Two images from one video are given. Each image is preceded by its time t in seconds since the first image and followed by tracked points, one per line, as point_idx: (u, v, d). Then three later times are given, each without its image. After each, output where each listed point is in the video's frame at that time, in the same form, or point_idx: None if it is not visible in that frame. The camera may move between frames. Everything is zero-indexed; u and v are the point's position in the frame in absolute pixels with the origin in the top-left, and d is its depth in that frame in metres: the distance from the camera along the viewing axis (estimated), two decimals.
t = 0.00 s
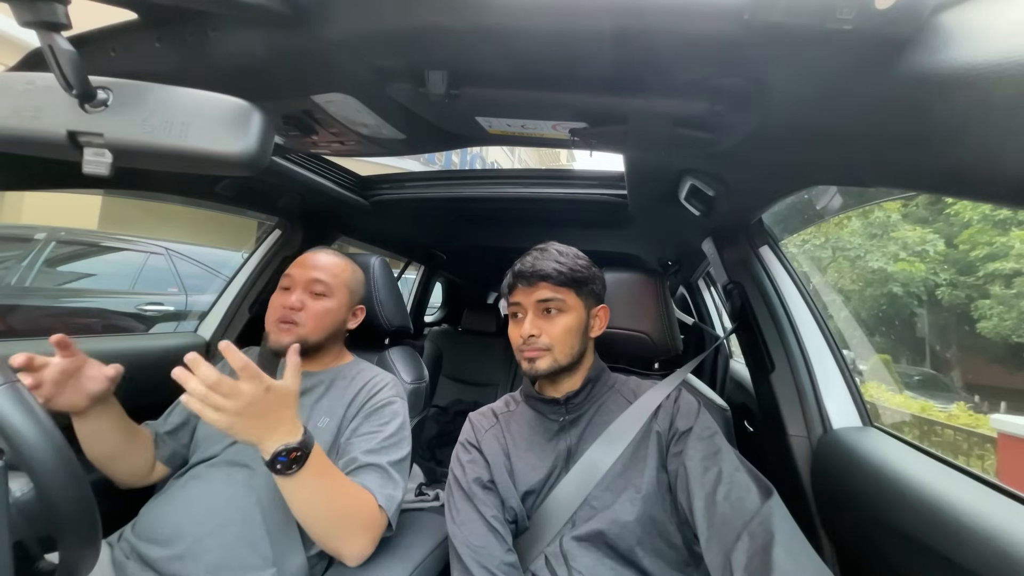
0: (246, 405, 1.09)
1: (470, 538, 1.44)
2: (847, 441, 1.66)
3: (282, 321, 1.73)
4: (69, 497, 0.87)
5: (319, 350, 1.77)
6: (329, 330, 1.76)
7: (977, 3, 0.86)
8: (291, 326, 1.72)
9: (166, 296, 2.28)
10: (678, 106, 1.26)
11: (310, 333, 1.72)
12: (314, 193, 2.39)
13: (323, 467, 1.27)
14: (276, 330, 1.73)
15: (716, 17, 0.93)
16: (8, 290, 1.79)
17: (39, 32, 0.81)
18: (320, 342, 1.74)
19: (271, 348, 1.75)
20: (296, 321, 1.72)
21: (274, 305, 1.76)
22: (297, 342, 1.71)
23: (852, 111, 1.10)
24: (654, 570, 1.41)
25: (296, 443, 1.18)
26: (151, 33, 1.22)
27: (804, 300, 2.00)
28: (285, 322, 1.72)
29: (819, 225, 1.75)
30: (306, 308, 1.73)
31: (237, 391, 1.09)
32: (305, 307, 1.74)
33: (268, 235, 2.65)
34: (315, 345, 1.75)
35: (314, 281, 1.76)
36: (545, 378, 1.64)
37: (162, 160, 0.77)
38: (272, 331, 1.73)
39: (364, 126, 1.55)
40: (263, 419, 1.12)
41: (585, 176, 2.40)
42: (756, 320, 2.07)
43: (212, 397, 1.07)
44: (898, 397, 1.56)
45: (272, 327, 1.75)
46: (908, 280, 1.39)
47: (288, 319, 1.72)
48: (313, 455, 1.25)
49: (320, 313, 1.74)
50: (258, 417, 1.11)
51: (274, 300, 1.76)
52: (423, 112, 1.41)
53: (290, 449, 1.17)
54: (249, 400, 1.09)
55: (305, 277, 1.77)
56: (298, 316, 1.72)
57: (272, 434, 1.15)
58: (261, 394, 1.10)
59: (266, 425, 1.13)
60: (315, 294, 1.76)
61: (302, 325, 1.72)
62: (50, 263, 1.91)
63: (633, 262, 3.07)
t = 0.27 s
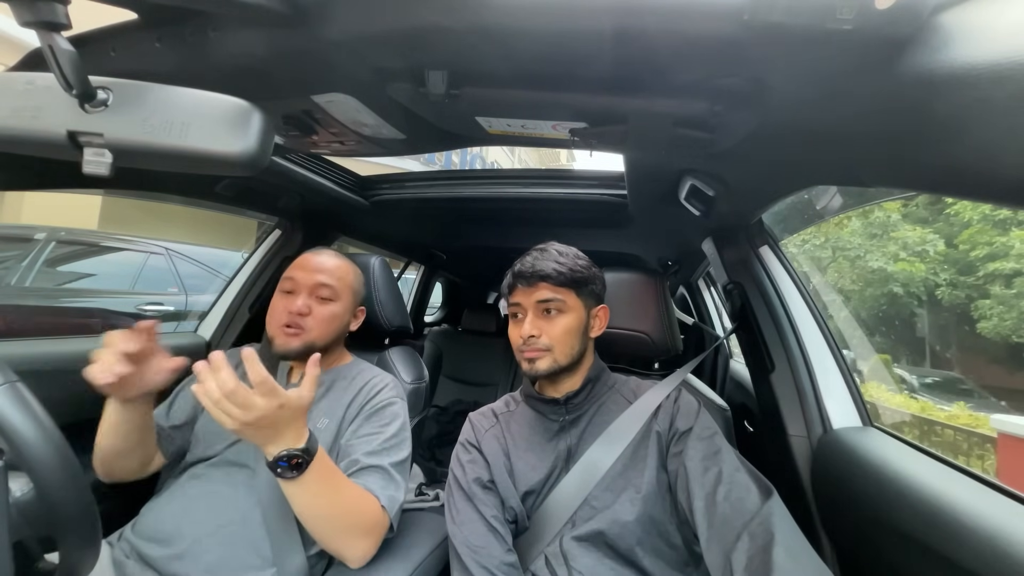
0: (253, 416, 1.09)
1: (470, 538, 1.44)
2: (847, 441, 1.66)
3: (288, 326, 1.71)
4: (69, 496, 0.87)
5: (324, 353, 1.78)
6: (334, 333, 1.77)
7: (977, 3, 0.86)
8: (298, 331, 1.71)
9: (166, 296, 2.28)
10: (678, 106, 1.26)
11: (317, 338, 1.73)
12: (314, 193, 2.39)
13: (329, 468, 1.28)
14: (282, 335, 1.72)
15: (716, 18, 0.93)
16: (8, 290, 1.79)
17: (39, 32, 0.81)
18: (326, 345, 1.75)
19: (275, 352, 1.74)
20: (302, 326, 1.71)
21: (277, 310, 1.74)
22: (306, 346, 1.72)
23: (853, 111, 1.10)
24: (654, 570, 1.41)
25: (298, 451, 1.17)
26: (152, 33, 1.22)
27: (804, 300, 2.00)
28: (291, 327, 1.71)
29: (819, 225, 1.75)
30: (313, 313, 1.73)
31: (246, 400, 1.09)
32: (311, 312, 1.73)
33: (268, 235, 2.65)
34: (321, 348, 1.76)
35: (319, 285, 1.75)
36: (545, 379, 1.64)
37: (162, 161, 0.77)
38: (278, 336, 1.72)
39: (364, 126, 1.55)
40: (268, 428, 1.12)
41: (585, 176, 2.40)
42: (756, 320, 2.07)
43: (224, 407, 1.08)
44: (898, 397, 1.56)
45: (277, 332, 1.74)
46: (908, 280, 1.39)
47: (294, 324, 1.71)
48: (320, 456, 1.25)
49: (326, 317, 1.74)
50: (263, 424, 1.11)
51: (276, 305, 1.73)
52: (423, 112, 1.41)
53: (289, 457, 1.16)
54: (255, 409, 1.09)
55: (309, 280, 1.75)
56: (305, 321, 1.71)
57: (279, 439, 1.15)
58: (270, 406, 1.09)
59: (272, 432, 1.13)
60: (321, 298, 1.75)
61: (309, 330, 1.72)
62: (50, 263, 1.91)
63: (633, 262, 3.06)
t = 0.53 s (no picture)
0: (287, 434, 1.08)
1: (470, 538, 1.44)
2: (847, 441, 1.66)
3: (311, 324, 1.71)
4: (70, 496, 0.87)
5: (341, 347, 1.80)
6: (352, 328, 1.79)
7: (977, 3, 0.86)
8: (322, 328, 1.71)
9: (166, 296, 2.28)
10: (677, 106, 1.26)
11: (339, 335, 1.75)
12: (314, 193, 2.39)
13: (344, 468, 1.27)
14: (305, 333, 1.71)
15: (716, 18, 0.93)
16: (8, 290, 1.79)
17: (39, 32, 0.81)
18: (345, 340, 1.77)
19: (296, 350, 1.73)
20: (325, 324, 1.72)
21: (297, 306, 1.72)
22: (330, 342, 1.73)
23: (852, 111, 1.10)
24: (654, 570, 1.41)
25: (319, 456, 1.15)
26: (152, 33, 1.22)
27: (804, 300, 2.00)
28: (314, 325, 1.71)
29: (819, 225, 1.75)
30: (335, 310, 1.73)
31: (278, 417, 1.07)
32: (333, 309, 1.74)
33: (268, 235, 2.65)
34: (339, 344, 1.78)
35: (339, 283, 1.75)
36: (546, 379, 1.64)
37: (162, 161, 0.77)
38: (301, 333, 1.71)
39: (364, 126, 1.55)
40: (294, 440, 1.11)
41: (585, 176, 2.40)
42: (756, 320, 2.07)
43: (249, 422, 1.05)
44: (898, 397, 1.56)
45: (297, 329, 1.72)
46: (908, 280, 1.38)
47: (317, 321, 1.71)
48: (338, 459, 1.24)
49: (348, 314, 1.76)
50: (293, 440, 1.10)
51: (296, 301, 1.71)
52: (423, 112, 1.41)
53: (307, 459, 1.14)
54: (289, 427, 1.07)
55: (329, 279, 1.75)
56: (329, 318, 1.72)
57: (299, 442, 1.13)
58: (304, 421, 1.08)
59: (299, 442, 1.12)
60: (340, 296, 1.76)
61: (332, 327, 1.73)
62: (50, 263, 1.91)
63: (633, 262, 3.07)
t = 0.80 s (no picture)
0: (274, 432, 1.06)
1: (470, 538, 1.44)
2: (847, 441, 1.66)
3: (319, 329, 1.71)
4: (70, 496, 0.87)
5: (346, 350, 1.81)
6: (358, 332, 1.80)
7: (977, 3, 0.86)
8: (329, 334, 1.72)
9: (166, 296, 2.28)
10: (677, 106, 1.26)
11: (346, 339, 1.75)
12: (314, 193, 2.39)
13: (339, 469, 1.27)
14: (314, 338, 1.71)
15: (715, 18, 0.93)
16: (8, 290, 1.79)
17: (39, 32, 0.81)
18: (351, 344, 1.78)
19: (305, 355, 1.73)
20: (334, 329, 1.72)
21: (304, 312, 1.71)
22: (337, 348, 1.74)
23: (852, 111, 1.10)
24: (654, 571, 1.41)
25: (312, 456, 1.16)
26: (152, 33, 1.22)
27: (804, 301, 2.00)
28: (322, 329, 1.71)
29: (819, 225, 1.75)
30: (342, 315, 1.74)
31: (265, 413, 1.07)
32: (340, 315, 1.74)
33: (268, 235, 2.65)
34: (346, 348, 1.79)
35: (346, 287, 1.76)
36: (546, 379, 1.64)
37: (162, 161, 0.77)
38: (309, 339, 1.71)
39: (364, 126, 1.55)
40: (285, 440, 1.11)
41: (585, 176, 2.40)
42: (756, 320, 2.07)
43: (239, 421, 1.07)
44: (898, 397, 1.56)
45: (305, 335, 1.71)
46: (908, 281, 1.39)
47: (325, 327, 1.71)
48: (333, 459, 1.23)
49: (355, 319, 1.76)
50: (283, 439, 1.09)
51: (303, 307, 1.71)
52: (423, 112, 1.41)
53: (301, 459, 1.15)
54: (276, 424, 1.06)
55: (336, 283, 1.75)
56: (337, 324, 1.72)
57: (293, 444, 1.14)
58: (292, 418, 1.07)
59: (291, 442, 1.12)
60: (347, 300, 1.76)
61: (340, 331, 1.73)
62: (50, 263, 1.91)
63: (633, 262, 3.07)
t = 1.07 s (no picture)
0: (267, 441, 1.05)
1: (470, 538, 1.44)
2: (847, 441, 1.66)
3: (292, 339, 1.69)
4: (70, 497, 0.87)
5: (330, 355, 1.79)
6: (338, 338, 1.77)
7: (977, 3, 0.86)
8: (304, 344, 1.70)
9: (166, 296, 2.28)
10: (677, 106, 1.26)
11: (322, 347, 1.73)
12: (314, 193, 2.39)
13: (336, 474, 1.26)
14: (288, 348, 1.70)
15: (715, 18, 0.93)
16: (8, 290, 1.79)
17: (39, 32, 0.81)
18: (331, 351, 1.76)
19: (281, 366, 1.73)
20: (307, 338, 1.70)
21: (278, 324, 1.70)
22: (314, 357, 1.72)
23: (852, 111, 1.10)
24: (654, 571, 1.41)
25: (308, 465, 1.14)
26: (151, 33, 1.22)
27: (804, 301, 2.00)
28: (295, 340, 1.69)
29: (819, 225, 1.75)
30: (317, 323, 1.72)
31: (257, 420, 1.05)
32: (315, 323, 1.72)
33: (268, 235, 2.65)
34: (327, 354, 1.76)
35: (319, 293, 1.72)
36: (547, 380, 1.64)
37: (162, 160, 0.77)
38: (283, 351, 1.70)
39: (364, 126, 1.55)
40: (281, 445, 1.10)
41: (585, 176, 2.40)
42: (756, 320, 2.07)
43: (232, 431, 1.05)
44: (898, 397, 1.56)
45: (280, 347, 1.71)
46: (908, 281, 1.39)
47: (299, 337, 1.69)
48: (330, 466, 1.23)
49: (331, 326, 1.74)
50: (277, 447, 1.08)
51: (275, 318, 1.70)
52: (424, 112, 1.41)
53: (298, 468, 1.14)
54: (268, 430, 1.05)
55: (309, 290, 1.71)
56: (311, 333, 1.70)
57: (290, 452, 1.13)
58: (284, 424, 1.06)
59: (287, 449, 1.10)
60: (323, 307, 1.73)
61: (314, 340, 1.71)
62: (50, 262, 1.91)
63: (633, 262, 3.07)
